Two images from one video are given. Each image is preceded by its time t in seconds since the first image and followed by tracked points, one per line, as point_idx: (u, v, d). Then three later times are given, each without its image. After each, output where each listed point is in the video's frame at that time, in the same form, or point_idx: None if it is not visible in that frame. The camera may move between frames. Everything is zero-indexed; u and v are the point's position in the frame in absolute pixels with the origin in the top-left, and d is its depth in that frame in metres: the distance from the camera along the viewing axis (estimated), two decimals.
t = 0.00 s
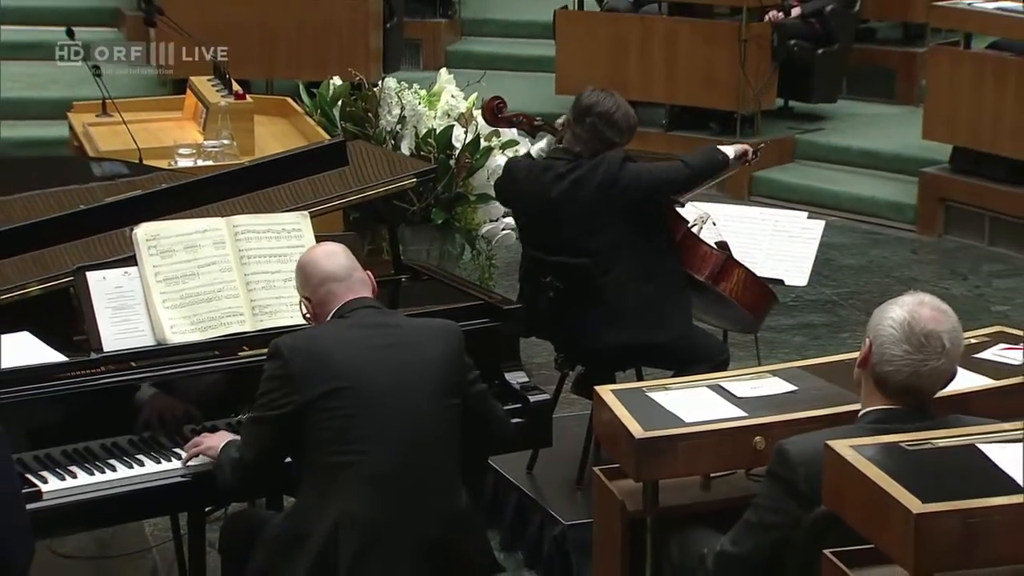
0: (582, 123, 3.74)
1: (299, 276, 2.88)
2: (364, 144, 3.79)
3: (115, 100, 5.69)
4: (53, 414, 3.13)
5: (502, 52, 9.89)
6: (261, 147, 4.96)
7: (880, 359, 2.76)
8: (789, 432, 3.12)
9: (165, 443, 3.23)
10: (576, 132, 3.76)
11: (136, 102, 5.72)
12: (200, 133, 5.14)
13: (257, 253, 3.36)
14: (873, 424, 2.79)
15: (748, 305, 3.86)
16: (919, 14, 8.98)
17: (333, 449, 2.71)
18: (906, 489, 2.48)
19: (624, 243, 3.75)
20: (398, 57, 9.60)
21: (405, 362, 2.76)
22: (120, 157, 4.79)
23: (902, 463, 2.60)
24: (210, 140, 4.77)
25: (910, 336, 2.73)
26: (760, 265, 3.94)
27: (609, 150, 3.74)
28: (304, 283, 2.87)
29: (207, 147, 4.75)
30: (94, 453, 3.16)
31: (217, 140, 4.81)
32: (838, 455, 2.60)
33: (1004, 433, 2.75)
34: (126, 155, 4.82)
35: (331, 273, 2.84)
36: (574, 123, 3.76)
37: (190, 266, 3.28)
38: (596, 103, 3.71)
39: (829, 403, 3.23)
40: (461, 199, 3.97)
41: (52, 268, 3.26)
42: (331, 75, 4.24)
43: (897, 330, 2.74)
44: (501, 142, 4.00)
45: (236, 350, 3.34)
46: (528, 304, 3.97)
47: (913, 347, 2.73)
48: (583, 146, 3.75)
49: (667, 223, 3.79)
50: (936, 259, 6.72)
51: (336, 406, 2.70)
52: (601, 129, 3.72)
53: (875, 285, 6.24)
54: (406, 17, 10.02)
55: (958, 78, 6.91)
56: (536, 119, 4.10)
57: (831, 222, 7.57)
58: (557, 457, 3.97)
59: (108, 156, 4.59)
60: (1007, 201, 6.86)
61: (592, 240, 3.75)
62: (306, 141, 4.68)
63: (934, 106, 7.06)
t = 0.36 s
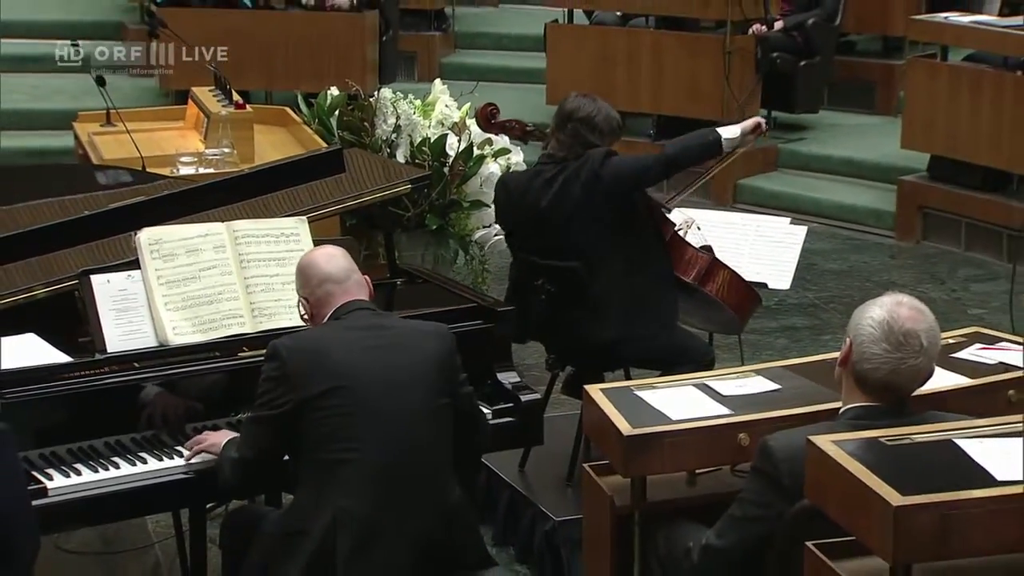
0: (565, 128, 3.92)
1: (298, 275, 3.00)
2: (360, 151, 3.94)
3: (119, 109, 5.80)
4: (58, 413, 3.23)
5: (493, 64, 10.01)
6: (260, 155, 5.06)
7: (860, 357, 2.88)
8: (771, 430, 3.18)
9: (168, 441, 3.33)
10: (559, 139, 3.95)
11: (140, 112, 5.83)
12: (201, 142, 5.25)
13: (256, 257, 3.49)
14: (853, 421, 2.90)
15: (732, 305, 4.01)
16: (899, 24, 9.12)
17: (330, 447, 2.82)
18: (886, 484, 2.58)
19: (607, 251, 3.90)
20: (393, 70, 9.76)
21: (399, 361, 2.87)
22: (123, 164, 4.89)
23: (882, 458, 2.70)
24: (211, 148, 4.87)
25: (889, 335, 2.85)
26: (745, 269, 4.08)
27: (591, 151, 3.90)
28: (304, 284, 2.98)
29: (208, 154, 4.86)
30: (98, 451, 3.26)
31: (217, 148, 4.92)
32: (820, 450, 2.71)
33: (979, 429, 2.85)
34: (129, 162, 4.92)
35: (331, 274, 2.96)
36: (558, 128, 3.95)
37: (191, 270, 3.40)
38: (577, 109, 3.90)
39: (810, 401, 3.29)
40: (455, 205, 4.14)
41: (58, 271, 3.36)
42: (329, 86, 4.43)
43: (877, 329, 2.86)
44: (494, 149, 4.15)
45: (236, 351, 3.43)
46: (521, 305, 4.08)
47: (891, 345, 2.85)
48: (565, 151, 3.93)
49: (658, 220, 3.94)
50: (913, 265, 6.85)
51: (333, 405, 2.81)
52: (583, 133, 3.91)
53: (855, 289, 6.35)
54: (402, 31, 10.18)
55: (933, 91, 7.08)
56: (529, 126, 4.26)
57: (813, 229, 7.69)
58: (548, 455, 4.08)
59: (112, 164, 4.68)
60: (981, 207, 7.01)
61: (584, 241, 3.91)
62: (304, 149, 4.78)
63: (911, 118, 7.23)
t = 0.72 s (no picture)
0: (539, 141, 4.04)
1: (288, 272, 3.14)
2: (354, 158, 4.07)
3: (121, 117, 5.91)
4: (59, 411, 3.34)
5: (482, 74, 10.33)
6: (257, 162, 5.17)
7: (837, 354, 2.99)
8: (753, 424, 3.23)
9: (167, 438, 3.44)
10: (534, 153, 4.06)
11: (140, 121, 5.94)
12: (199, 149, 5.35)
13: (252, 260, 3.60)
14: (831, 415, 3.02)
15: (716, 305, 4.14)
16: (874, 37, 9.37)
17: (320, 442, 2.95)
18: (862, 476, 2.71)
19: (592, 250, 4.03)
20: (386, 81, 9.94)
21: (385, 357, 3.01)
22: (122, 170, 4.99)
23: (858, 450, 2.83)
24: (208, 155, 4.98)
25: (865, 333, 2.96)
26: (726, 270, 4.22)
27: (570, 156, 4.03)
28: (293, 279, 3.12)
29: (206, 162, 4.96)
30: (98, 447, 3.37)
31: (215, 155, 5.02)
32: (798, 444, 2.83)
33: (951, 423, 2.99)
34: (128, 169, 5.02)
35: (317, 272, 3.09)
36: (531, 144, 4.06)
37: (189, 271, 3.50)
38: (543, 117, 4.03)
39: (791, 396, 3.36)
40: (446, 210, 4.26)
41: (59, 273, 3.47)
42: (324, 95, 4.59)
43: (853, 327, 2.97)
44: (483, 156, 4.31)
45: (233, 350, 3.54)
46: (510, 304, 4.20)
47: (867, 343, 2.95)
48: (546, 158, 4.04)
49: (642, 220, 4.08)
50: (888, 267, 7.00)
51: (323, 400, 2.94)
52: (557, 139, 4.02)
53: (834, 291, 6.50)
54: (395, 45, 10.45)
55: (908, 101, 7.26)
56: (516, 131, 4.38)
57: (792, 233, 7.84)
58: (536, 452, 4.20)
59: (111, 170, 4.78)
60: (953, 213, 7.12)
61: (568, 246, 4.05)
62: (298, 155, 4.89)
63: (886, 128, 7.40)
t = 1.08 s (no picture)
0: (528, 142, 4.14)
1: (266, 279, 3.23)
2: (341, 163, 4.19)
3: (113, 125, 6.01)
4: (55, 409, 3.44)
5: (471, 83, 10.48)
6: (248, 168, 5.28)
7: (810, 352, 3.10)
8: (728, 420, 3.35)
9: (160, 435, 3.54)
10: (523, 156, 4.18)
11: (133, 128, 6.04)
12: (191, 157, 5.46)
13: (243, 263, 3.71)
14: (804, 410, 3.14)
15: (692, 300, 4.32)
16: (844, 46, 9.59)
17: (307, 438, 3.07)
18: (834, 470, 2.84)
19: (575, 255, 4.20)
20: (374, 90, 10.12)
21: (368, 353, 3.13)
22: (117, 176, 5.09)
23: (830, 445, 2.96)
24: (201, 161, 5.09)
25: (836, 331, 3.08)
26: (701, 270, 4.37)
27: (558, 159, 4.17)
28: (273, 286, 3.22)
29: (199, 168, 5.07)
30: (94, 445, 3.47)
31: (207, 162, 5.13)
32: (772, 438, 2.96)
33: (918, 418, 3.12)
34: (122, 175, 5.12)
35: (297, 276, 3.19)
36: (520, 146, 4.16)
37: (181, 274, 3.62)
38: (532, 120, 4.13)
39: (766, 393, 3.47)
40: (432, 215, 4.39)
41: (55, 277, 3.60)
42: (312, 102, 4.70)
43: (825, 325, 3.09)
44: (467, 162, 4.45)
45: (225, 350, 3.64)
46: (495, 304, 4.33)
47: (838, 340, 3.07)
48: (535, 160, 4.16)
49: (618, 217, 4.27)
50: (860, 270, 7.16)
51: (309, 397, 3.06)
52: (546, 141, 4.13)
53: (807, 292, 6.65)
54: (382, 54, 10.63)
55: (879, 108, 7.45)
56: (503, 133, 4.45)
57: (768, 236, 8.00)
58: (518, 448, 4.32)
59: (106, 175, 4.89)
60: (920, 218, 7.32)
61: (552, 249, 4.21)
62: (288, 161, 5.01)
63: (857, 135, 7.61)
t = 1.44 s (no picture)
0: (520, 155, 4.28)
1: (253, 282, 3.35)
2: (330, 169, 4.30)
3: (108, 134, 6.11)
4: (51, 409, 3.54)
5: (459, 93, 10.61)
6: (240, 175, 5.39)
7: (784, 350, 3.22)
8: (705, 417, 3.47)
9: (153, 434, 3.63)
10: (514, 164, 4.31)
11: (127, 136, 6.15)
12: (184, 164, 5.56)
13: (235, 266, 3.80)
14: (778, 407, 3.26)
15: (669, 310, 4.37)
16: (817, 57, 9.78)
17: (295, 439, 3.18)
18: (807, 463, 2.95)
19: (561, 259, 4.34)
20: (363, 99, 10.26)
21: (352, 356, 3.25)
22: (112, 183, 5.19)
23: (803, 440, 3.08)
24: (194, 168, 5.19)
25: (809, 331, 3.19)
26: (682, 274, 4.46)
27: (545, 172, 4.30)
28: (259, 288, 3.34)
29: (192, 174, 5.18)
30: (88, 443, 3.56)
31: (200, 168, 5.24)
32: (748, 435, 3.08)
33: (888, 414, 3.24)
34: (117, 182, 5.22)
35: (283, 278, 3.31)
36: (516, 153, 4.29)
37: (174, 277, 3.71)
38: (528, 133, 4.25)
39: (743, 390, 3.59)
40: (418, 220, 4.50)
41: (50, 280, 3.69)
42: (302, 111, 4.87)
43: (798, 325, 3.20)
44: (453, 169, 4.56)
45: (217, 351, 3.74)
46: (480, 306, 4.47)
47: (811, 339, 3.19)
48: (525, 169, 4.30)
49: (601, 228, 4.40)
50: (832, 274, 7.31)
51: (297, 400, 3.17)
52: (538, 157, 4.27)
53: (782, 295, 6.79)
54: (370, 64, 10.78)
55: (849, 117, 7.67)
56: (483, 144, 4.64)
57: (744, 241, 8.16)
58: (502, 447, 4.43)
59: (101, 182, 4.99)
60: (887, 221, 7.50)
61: (534, 253, 4.35)
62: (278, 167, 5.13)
63: (829, 144, 7.84)
